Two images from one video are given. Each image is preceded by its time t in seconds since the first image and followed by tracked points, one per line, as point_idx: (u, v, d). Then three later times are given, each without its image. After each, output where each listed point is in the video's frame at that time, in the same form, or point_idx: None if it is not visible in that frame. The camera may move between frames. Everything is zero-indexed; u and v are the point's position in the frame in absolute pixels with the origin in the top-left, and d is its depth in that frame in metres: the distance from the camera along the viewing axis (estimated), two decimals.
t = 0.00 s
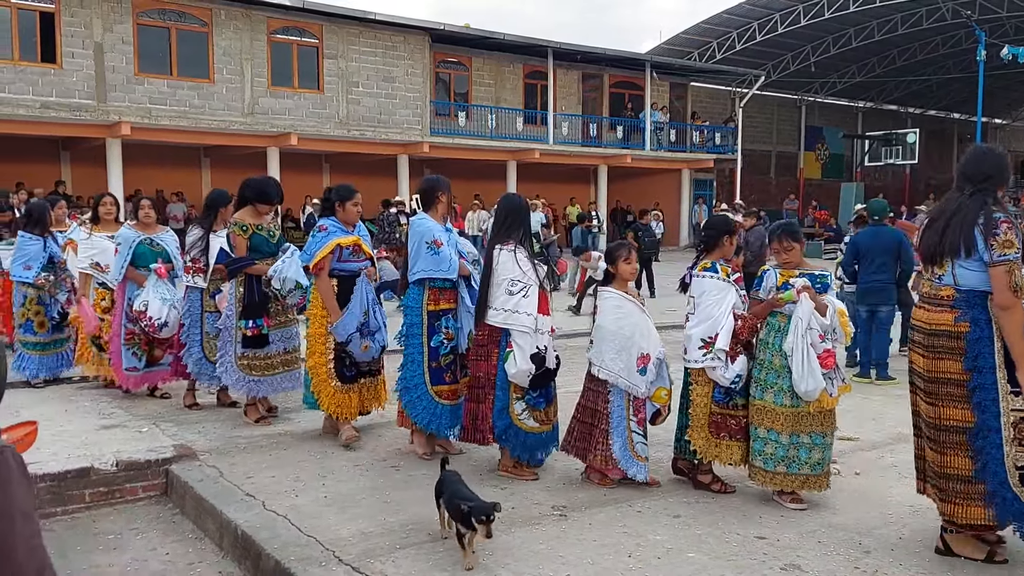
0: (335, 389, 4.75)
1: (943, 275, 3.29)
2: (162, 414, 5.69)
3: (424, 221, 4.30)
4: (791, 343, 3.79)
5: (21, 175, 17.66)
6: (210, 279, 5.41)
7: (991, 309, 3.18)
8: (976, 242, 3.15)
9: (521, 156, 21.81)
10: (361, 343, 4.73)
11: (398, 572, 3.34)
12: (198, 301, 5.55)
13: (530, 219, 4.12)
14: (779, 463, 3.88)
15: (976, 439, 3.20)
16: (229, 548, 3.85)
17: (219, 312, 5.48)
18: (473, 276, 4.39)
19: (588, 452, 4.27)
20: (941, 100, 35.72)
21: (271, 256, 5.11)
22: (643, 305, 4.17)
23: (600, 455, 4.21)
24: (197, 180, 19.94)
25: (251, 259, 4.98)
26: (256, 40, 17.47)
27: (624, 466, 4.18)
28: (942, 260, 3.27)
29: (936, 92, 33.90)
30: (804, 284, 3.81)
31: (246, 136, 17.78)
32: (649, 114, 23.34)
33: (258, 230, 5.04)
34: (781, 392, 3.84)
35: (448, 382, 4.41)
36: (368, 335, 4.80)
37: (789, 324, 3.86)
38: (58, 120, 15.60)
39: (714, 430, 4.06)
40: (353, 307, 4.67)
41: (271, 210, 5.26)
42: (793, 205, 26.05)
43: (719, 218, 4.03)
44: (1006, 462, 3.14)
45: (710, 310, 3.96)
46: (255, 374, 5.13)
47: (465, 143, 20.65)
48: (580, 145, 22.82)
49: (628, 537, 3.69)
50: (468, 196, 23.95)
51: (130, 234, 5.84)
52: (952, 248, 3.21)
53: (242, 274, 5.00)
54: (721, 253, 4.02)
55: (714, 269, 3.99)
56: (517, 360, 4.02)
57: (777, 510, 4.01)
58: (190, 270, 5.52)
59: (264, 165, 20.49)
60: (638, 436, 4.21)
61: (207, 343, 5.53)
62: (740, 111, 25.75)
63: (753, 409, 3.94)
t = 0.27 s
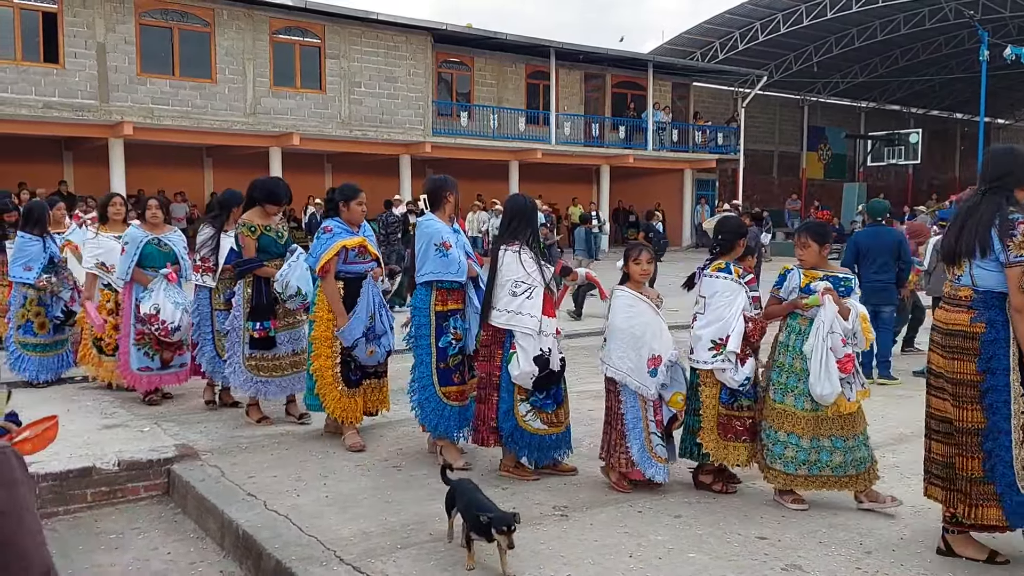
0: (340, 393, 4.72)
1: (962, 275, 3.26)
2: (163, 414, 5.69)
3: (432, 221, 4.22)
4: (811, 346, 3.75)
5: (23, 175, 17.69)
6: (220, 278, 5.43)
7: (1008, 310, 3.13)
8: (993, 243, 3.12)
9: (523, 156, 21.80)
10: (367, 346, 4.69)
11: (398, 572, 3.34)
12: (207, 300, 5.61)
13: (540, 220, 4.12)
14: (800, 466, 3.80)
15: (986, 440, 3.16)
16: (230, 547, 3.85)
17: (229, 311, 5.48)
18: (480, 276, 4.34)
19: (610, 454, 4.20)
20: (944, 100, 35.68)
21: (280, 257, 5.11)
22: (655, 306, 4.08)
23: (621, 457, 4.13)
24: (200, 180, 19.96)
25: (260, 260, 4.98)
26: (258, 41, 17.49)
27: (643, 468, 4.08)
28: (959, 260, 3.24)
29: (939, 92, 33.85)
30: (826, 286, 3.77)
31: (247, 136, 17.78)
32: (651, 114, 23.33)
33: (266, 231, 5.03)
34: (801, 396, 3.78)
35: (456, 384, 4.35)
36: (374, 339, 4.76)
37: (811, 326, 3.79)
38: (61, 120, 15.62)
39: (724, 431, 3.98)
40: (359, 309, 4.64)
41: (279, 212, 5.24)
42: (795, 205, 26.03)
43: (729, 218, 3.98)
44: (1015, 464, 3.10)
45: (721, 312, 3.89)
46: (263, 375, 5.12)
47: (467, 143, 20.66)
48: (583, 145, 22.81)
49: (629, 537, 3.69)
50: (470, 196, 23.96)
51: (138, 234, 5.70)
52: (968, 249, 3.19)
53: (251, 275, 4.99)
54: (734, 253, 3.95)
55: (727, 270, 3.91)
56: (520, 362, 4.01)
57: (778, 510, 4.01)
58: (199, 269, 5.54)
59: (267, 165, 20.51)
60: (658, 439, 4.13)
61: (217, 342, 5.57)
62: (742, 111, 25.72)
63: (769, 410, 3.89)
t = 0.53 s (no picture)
0: (343, 396, 4.64)
1: (997, 273, 3.22)
2: (165, 413, 5.70)
3: (440, 220, 4.20)
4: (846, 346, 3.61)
5: (26, 175, 17.71)
6: (226, 278, 5.53)
7: None
8: None
9: (526, 156, 21.80)
10: (371, 348, 4.63)
11: (401, 572, 3.34)
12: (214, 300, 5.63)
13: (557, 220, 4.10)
14: (832, 469, 3.69)
15: (987, 434, 3.15)
16: (234, 547, 3.85)
17: (236, 312, 5.58)
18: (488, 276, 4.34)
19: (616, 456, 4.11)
20: (947, 100, 35.62)
21: (294, 257, 5.11)
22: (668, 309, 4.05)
23: (627, 459, 4.03)
24: (203, 180, 19.98)
25: (273, 259, 4.95)
26: (261, 40, 17.49)
27: (652, 472, 3.98)
28: (995, 259, 3.21)
29: (942, 92, 33.79)
30: (863, 285, 3.61)
31: (250, 136, 17.79)
32: (654, 114, 23.32)
33: (280, 230, 5.01)
34: (835, 397, 3.67)
35: (461, 386, 4.33)
36: (377, 341, 4.69)
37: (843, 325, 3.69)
38: (64, 120, 15.64)
39: (739, 431, 3.98)
40: (365, 310, 4.58)
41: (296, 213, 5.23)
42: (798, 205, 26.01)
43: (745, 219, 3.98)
44: (1014, 463, 3.08)
45: (746, 310, 3.88)
46: (273, 375, 5.10)
47: (469, 143, 20.66)
48: (585, 145, 22.81)
49: (631, 536, 3.69)
50: (472, 196, 23.97)
51: (143, 234, 5.65)
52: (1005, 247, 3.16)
53: (267, 273, 4.95)
54: (754, 254, 3.96)
55: (749, 270, 3.91)
56: (535, 361, 3.98)
57: (780, 510, 4.00)
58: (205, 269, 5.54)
59: (270, 164, 20.54)
60: (663, 440, 4.05)
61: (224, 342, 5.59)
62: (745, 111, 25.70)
63: (801, 410, 3.80)
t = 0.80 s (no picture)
0: (352, 400, 4.58)
1: None
2: (168, 413, 5.70)
3: (444, 220, 4.18)
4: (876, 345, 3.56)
5: (29, 175, 17.73)
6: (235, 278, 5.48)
7: None
8: None
9: (528, 156, 21.80)
10: (379, 349, 4.57)
11: (404, 572, 3.34)
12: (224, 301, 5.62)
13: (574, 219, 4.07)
14: (861, 471, 3.64)
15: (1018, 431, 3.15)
16: (237, 546, 3.85)
17: (247, 313, 5.51)
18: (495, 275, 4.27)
19: (629, 461, 4.11)
20: (950, 100, 35.55)
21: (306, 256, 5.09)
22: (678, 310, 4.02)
23: (637, 463, 4.05)
24: (205, 180, 19.99)
25: (284, 258, 4.95)
26: (264, 41, 17.51)
27: (662, 480, 4.00)
28: None
29: (945, 92, 33.74)
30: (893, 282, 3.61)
31: (252, 136, 17.79)
32: (656, 114, 23.30)
33: (294, 229, 5.00)
34: (866, 396, 3.62)
35: (468, 387, 4.32)
36: (386, 342, 4.64)
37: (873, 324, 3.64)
38: (67, 120, 15.66)
39: (774, 432, 3.83)
40: (371, 312, 4.52)
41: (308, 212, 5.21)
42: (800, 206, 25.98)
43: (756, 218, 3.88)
44: None
45: (761, 311, 3.78)
46: (286, 374, 5.09)
47: (471, 143, 20.67)
48: (587, 145, 22.80)
49: (634, 537, 3.68)
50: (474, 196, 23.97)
51: (146, 235, 5.67)
52: None
53: (278, 272, 4.95)
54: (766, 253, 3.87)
55: (761, 270, 3.82)
56: (564, 362, 3.95)
57: (784, 511, 3.99)
58: (214, 271, 5.57)
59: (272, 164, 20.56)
60: (677, 448, 4.06)
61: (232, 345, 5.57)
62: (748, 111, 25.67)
63: (832, 410, 3.74)
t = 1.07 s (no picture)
0: (360, 402, 4.51)
1: None
2: (171, 413, 5.65)
3: (446, 221, 4.13)
4: (903, 348, 3.50)
5: (32, 176, 17.70)
6: (245, 281, 5.46)
7: None
8: None
9: (531, 157, 21.74)
10: (390, 351, 4.50)
11: (407, 573, 3.28)
12: (232, 302, 5.52)
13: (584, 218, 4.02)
14: (894, 478, 3.55)
15: None
16: (239, 547, 3.80)
17: (256, 313, 5.49)
18: (500, 277, 4.17)
19: (640, 465, 4.01)
20: (953, 100, 35.43)
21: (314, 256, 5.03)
22: (693, 312, 3.92)
23: (650, 468, 3.95)
24: (208, 181, 19.95)
25: (291, 257, 4.89)
26: (266, 40, 17.45)
27: (672, 481, 3.91)
28: None
29: (948, 92, 33.62)
30: (921, 283, 3.53)
31: (254, 136, 17.75)
32: (659, 114, 23.23)
33: (301, 229, 4.94)
34: (895, 401, 3.54)
35: (471, 391, 4.24)
36: (398, 343, 4.57)
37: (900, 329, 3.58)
38: (70, 120, 15.63)
39: (792, 438, 3.75)
40: (382, 312, 4.46)
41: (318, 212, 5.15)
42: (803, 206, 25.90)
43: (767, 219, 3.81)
44: None
45: (778, 316, 3.70)
46: (290, 375, 5.02)
47: (474, 144, 20.62)
48: (590, 146, 22.73)
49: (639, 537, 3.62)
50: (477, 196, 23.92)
51: (157, 238, 5.52)
52: None
53: (284, 271, 4.89)
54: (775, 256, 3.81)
55: (776, 272, 3.76)
56: (576, 363, 3.86)
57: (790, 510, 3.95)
58: (224, 274, 5.46)
59: (275, 165, 20.51)
60: (689, 450, 3.94)
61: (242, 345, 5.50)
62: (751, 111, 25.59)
63: (860, 417, 3.66)
